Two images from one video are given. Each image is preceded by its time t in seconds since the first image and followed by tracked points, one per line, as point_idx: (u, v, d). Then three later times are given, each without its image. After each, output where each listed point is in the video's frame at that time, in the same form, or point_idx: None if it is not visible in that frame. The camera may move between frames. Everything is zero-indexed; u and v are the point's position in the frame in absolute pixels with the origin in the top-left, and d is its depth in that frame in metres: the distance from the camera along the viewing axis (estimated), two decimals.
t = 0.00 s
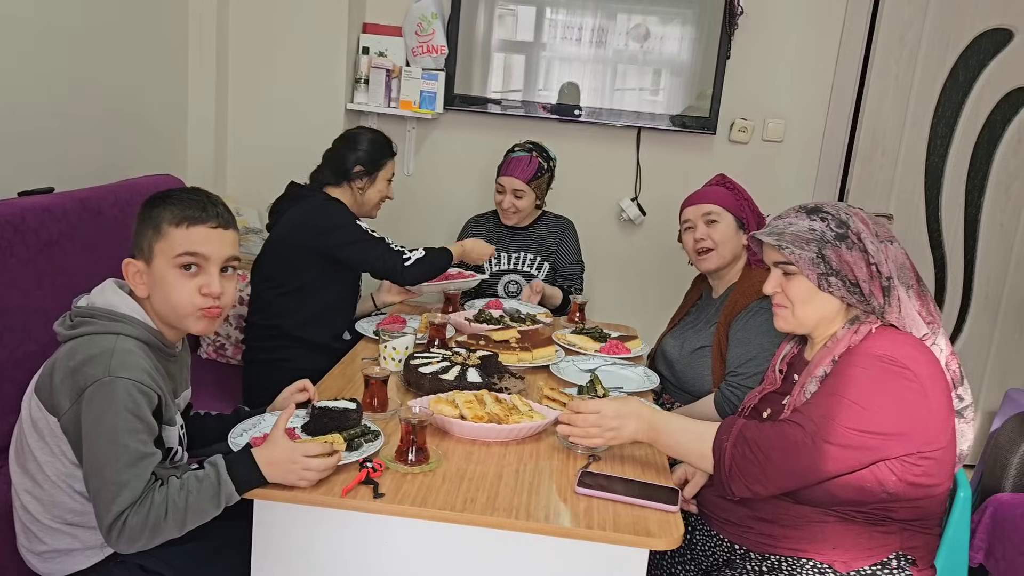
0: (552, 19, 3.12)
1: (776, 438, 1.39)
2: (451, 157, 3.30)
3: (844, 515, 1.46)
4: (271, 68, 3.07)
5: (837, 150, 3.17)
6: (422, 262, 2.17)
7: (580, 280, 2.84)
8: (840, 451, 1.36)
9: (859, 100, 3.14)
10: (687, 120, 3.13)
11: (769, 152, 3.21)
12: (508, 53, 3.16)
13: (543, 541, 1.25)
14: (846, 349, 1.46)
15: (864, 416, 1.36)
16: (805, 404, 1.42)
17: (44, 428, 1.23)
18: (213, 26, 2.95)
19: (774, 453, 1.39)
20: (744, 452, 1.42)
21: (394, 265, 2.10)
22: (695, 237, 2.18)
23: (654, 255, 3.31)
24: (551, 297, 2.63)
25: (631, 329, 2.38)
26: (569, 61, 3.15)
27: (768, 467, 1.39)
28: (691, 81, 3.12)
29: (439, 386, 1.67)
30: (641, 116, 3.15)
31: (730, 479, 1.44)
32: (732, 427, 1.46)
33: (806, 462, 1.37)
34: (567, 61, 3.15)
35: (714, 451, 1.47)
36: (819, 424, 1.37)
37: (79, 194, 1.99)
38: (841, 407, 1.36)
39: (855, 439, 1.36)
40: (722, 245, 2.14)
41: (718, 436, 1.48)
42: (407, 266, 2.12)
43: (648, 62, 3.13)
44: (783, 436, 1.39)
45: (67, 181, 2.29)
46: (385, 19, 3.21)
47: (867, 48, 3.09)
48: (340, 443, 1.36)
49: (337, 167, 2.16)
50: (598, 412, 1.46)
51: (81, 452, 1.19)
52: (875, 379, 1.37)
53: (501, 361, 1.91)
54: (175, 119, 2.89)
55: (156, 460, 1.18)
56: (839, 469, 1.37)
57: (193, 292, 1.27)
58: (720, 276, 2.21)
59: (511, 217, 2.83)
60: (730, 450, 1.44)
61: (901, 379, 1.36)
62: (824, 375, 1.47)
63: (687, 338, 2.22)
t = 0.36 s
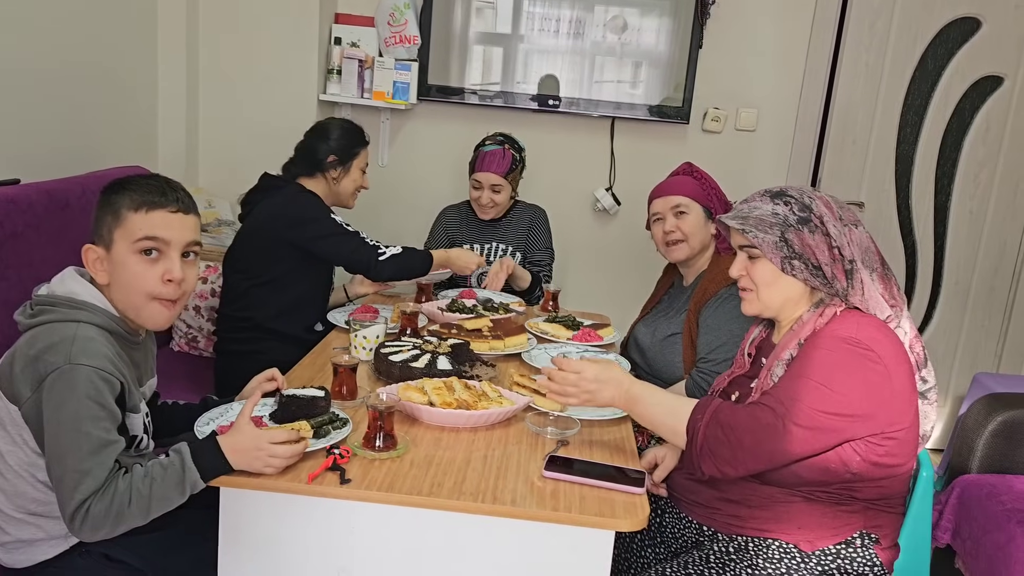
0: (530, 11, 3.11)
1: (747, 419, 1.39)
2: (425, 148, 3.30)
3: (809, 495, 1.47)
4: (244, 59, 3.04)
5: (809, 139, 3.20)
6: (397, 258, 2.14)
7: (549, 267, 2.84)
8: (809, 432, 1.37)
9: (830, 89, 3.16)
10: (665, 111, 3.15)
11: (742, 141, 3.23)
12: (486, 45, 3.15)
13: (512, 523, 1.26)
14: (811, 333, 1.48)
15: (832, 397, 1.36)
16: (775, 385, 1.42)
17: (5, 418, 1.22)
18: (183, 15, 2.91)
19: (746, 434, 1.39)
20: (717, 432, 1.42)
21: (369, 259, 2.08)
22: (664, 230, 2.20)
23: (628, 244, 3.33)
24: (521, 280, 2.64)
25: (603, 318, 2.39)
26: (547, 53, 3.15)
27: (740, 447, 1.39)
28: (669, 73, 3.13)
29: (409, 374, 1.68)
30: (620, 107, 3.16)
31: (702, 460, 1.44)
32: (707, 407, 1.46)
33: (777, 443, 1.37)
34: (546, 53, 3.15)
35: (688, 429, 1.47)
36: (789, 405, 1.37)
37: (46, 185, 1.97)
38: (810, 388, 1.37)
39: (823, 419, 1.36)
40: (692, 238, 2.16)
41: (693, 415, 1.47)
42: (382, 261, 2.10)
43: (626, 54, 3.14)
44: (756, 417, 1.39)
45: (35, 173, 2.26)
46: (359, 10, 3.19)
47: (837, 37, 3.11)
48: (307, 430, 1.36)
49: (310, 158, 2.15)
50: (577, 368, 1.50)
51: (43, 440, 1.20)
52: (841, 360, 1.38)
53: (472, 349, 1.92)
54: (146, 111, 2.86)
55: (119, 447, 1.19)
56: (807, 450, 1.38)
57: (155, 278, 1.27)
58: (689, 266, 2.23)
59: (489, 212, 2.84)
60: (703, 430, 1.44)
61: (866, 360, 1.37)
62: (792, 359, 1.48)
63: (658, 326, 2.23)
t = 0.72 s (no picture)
0: (509, 13, 3.12)
1: (739, 404, 1.37)
2: (404, 150, 3.29)
3: (783, 491, 1.48)
4: (221, 61, 3.02)
5: (784, 140, 3.22)
6: (374, 261, 2.13)
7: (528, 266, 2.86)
8: (794, 422, 1.36)
9: (804, 90, 3.19)
10: (642, 111, 3.16)
11: (718, 142, 3.25)
12: (466, 47, 3.16)
13: (488, 523, 1.27)
14: (783, 333, 1.49)
15: (813, 389, 1.37)
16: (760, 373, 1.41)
17: None
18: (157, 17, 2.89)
19: (739, 419, 1.36)
20: (708, 415, 1.40)
21: (345, 262, 2.08)
22: (642, 225, 2.21)
23: (607, 244, 3.35)
24: (500, 276, 2.66)
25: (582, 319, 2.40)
26: (526, 55, 3.15)
27: (730, 433, 1.37)
28: (647, 74, 3.15)
29: (385, 376, 1.68)
30: (600, 108, 3.17)
31: (693, 440, 1.43)
32: (707, 388, 1.44)
33: (769, 431, 1.35)
34: (524, 54, 3.15)
35: (683, 407, 1.45)
36: (778, 393, 1.36)
37: (17, 189, 1.95)
38: (796, 378, 1.37)
39: (806, 410, 1.36)
40: (669, 233, 2.17)
41: (690, 394, 1.45)
42: (358, 264, 2.09)
43: (604, 55, 3.15)
44: (749, 402, 1.36)
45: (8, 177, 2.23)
46: (335, 12, 3.18)
47: (811, 38, 3.14)
48: (281, 433, 1.36)
49: (291, 162, 2.14)
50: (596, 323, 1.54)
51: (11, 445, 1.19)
52: (822, 353, 1.38)
53: (449, 350, 1.92)
54: (120, 114, 2.83)
55: (90, 451, 1.19)
56: (791, 440, 1.38)
57: (123, 281, 1.27)
58: (667, 263, 2.24)
59: (471, 212, 2.84)
60: (695, 411, 1.42)
61: (845, 355, 1.39)
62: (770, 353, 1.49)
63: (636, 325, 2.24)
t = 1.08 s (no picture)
0: (493, 21, 3.13)
1: (736, 400, 1.36)
2: (389, 159, 3.30)
3: (768, 497, 1.49)
4: (204, 71, 3.01)
5: (765, 148, 3.25)
6: (357, 270, 2.12)
7: (515, 274, 2.89)
8: (786, 423, 1.36)
9: (785, 98, 3.22)
10: (626, 119, 3.19)
11: (700, 150, 3.27)
12: (450, 55, 3.17)
13: (472, 531, 1.27)
14: (768, 340, 1.52)
15: (802, 392, 1.37)
16: (752, 372, 1.41)
17: None
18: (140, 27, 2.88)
19: (736, 415, 1.34)
20: (704, 411, 1.39)
21: (329, 272, 2.07)
22: (626, 233, 2.22)
23: (591, 252, 3.36)
24: (488, 289, 2.66)
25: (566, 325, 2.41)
26: (510, 63, 3.17)
27: (723, 432, 1.35)
28: (631, 82, 3.17)
29: (370, 385, 1.68)
30: (585, 116, 3.19)
31: (687, 436, 1.42)
32: (705, 386, 1.43)
33: (763, 430, 1.34)
34: (508, 63, 3.17)
35: (682, 400, 1.45)
36: (770, 393, 1.36)
37: None
38: (786, 380, 1.37)
39: (796, 412, 1.37)
40: (653, 241, 2.19)
41: (689, 391, 1.44)
42: (342, 273, 2.08)
43: (588, 63, 3.17)
44: (746, 399, 1.35)
45: None
46: (319, 21, 3.18)
47: (791, 47, 3.18)
48: (266, 443, 1.35)
49: (274, 172, 2.14)
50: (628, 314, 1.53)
51: None
52: (810, 356, 1.40)
53: (434, 359, 1.93)
54: (103, 124, 2.82)
55: (72, 463, 1.18)
56: (781, 442, 1.38)
57: (104, 293, 1.26)
58: (651, 271, 2.25)
59: (455, 216, 2.84)
60: (691, 408, 1.41)
61: (832, 359, 1.40)
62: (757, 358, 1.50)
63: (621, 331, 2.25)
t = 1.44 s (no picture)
0: (481, 32, 3.15)
1: (727, 400, 1.37)
2: (378, 170, 3.31)
3: (755, 504, 1.50)
4: (193, 82, 3.02)
5: (752, 158, 3.27)
6: (347, 284, 2.14)
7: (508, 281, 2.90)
8: (773, 427, 1.38)
9: (771, 108, 3.24)
10: (614, 129, 3.21)
11: (688, 160, 3.28)
12: (437, 66, 3.18)
13: (461, 542, 1.27)
14: (755, 349, 1.54)
15: (789, 396, 1.39)
16: (741, 376, 1.43)
17: None
18: (128, 39, 2.88)
19: (727, 415, 1.35)
20: (695, 411, 1.40)
21: (318, 285, 2.08)
22: (616, 240, 2.24)
23: (580, 261, 3.38)
24: (477, 285, 2.81)
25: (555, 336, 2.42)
26: (498, 73, 3.19)
27: (712, 434, 1.36)
28: (618, 92, 3.19)
29: (359, 397, 1.68)
30: (573, 127, 3.21)
31: (678, 437, 1.43)
32: (698, 386, 1.44)
33: (752, 432, 1.36)
34: (496, 73, 3.19)
35: (676, 398, 1.46)
36: (758, 396, 1.37)
37: None
38: (774, 383, 1.39)
39: (783, 416, 1.38)
40: (642, 249, 2.20)
41: (683, 390, 1.46)
42: (331, 286, 2.10)
43: (576, 73, 3.19)
44: (736, 401, 1.36)
45: None
46: (308, 33, 3.18)
47: (777, 58, 3.20)
48: (255, 456, 1.36)
49: (259, 185, 2.14)
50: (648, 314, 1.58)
51: None
52: (797, 361, 1.42)
53: (423, 370, 1.93)
54: (90, 137, 2.81)
55: (59, 478, 1.19)
56: (768, 446, 1.39)
57: (93, 307, 1.26)
58: (640, 280, 2.26)
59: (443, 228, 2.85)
60: (683, 408, 1.42)
61: (818, 365, 1.42)
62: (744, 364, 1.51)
63: (610, 341, 2.26)
